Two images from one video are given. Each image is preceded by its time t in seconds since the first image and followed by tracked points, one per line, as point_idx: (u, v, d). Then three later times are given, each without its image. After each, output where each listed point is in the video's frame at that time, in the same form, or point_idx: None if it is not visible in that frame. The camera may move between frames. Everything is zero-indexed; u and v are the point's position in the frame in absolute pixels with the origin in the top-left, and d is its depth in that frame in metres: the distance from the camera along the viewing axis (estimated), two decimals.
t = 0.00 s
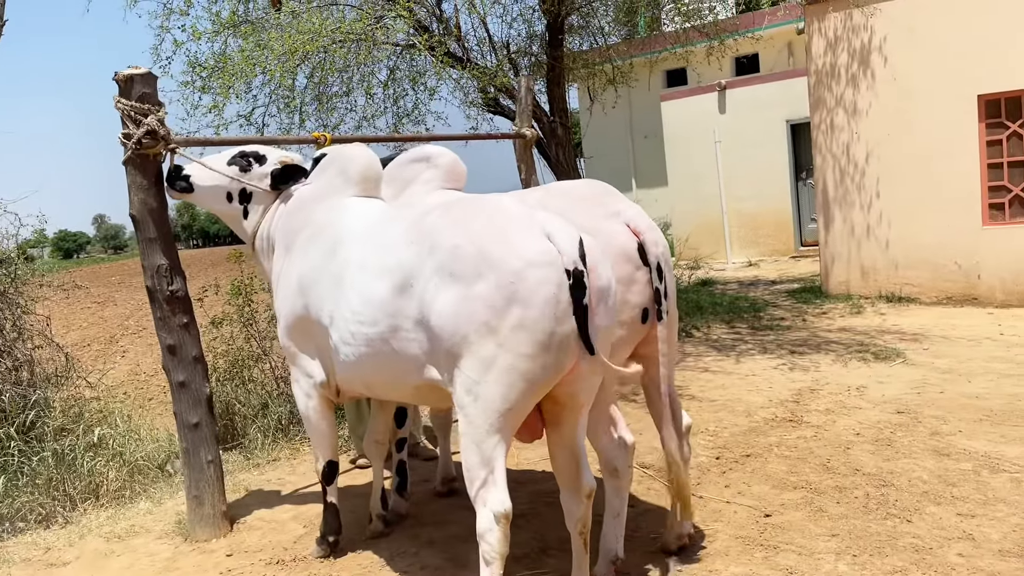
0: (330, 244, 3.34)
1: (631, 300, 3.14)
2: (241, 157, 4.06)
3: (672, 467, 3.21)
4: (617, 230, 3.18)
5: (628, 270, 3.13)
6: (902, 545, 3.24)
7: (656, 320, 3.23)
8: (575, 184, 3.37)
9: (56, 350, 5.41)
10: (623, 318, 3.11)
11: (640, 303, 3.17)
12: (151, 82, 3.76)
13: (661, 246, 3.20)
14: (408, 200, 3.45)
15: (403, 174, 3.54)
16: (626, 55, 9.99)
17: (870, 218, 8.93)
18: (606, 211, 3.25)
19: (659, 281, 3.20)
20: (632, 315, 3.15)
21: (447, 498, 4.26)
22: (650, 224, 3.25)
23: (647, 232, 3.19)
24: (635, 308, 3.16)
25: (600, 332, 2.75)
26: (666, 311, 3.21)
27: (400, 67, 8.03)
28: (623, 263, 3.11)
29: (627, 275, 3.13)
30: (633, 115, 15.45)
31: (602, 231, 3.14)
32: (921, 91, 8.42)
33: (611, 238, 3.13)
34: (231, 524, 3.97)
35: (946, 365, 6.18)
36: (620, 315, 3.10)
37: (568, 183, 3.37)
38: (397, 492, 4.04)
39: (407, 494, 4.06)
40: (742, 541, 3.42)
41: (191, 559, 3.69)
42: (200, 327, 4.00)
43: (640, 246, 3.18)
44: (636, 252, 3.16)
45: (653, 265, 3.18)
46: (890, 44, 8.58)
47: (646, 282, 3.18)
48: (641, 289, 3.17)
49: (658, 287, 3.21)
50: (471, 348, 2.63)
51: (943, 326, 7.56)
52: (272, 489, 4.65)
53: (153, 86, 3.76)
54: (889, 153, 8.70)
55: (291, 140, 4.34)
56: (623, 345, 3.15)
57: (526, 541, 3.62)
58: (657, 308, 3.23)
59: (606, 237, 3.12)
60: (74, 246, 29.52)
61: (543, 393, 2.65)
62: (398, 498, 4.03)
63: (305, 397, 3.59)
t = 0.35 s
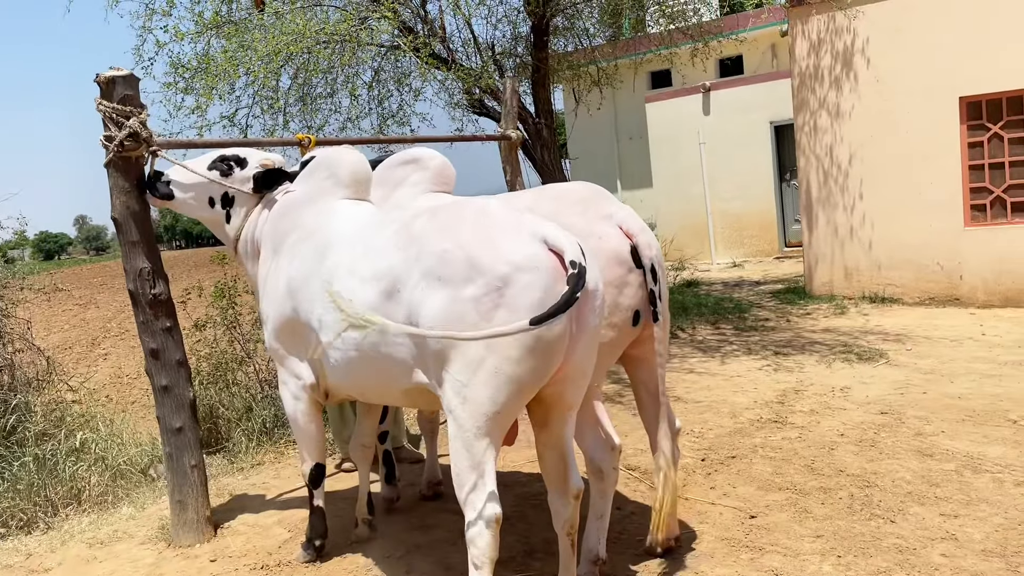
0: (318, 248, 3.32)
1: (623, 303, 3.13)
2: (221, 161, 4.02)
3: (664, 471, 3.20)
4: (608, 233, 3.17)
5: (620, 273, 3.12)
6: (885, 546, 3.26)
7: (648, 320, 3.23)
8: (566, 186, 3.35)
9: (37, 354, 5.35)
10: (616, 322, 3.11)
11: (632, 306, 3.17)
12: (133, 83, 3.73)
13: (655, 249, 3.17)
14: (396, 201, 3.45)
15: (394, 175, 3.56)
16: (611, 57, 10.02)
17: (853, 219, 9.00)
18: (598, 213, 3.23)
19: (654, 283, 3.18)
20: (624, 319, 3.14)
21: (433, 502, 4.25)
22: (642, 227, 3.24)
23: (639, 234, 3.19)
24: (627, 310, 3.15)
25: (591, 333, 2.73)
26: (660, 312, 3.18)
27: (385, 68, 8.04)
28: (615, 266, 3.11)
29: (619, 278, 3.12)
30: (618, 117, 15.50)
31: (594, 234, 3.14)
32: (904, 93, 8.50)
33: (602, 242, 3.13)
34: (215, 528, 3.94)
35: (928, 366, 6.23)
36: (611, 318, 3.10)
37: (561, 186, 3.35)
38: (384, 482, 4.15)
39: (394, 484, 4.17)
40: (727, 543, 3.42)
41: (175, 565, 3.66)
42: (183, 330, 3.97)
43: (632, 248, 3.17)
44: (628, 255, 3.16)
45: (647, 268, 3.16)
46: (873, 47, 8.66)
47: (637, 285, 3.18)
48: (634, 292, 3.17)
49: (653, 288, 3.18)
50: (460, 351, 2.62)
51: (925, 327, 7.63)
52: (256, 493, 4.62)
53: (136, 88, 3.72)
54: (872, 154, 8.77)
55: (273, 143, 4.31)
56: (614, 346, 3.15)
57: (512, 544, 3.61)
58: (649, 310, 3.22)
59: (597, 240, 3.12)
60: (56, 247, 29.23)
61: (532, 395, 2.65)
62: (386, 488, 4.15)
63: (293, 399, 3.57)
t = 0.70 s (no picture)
0: (309, 247, 3.30)
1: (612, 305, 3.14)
2: (212, 159, 4.00)
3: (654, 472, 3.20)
4: (598, 233, 3.17)
5: (610, 274, 3.12)
6: (874, 545, 3.28)
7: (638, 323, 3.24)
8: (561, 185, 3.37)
9: (22, 353, 5.31)
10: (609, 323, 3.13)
11: (625, 307, 3.19)
12: (121, 81, 3.70)
13: (643, 250, 3.22)
14: (387, 200, 3.48)
15: (382, 176, 3.58)
16: (600, 57, 10.04)
17: (841, 219, 9.04)
18: (588, 213, 3.22)
19: (641, 285, 3.22)
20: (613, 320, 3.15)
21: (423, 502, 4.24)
22: (636, 227, 3.27)
23: (628, 235, 3.21)
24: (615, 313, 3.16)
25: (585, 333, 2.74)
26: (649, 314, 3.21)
27: (374, 67, 8.03)
28: (605, 267, 3.11)
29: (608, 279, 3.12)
30: (608, 117, 15.53)
31: (588, 234, 3.16)
32: (892, 93, 8.55)
33: (592, 242, 3.12)
34: (203, 529, 3.91)
35: (916, 366, 6.28)
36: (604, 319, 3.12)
37: (552, 184, 3.33)
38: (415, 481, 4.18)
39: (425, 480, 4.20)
40: (717, 543, 3.43)
41: (163, 565, 3.63)
42: (171, 329, 3.94)
43: (622, 249, 3.18)
44: (618, 256, 3.16)
45: (635, 269, 3.20)
46: (861, 47, 8.71)
47: (626, 286, 3.18)
48: (626, 293, 3.18)
49: (640, 290, 3.21)
50: (458, 350, 2.61)
51: (913, 327, 7.67)
52: (245, 493, 4.59)
53: (124, 86, 3.70)
54: (860, 154, 8.83)
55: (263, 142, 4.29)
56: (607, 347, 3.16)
57: (502, 544, 3.61)
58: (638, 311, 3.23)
59: (588, 240, 3.10)
60: (41, 246, 29.01)
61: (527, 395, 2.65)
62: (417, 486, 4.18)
63: (281, 399, 3.56)
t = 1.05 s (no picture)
0: (299, 246, 3.29)
1: (615, 304, 3.18)
2: (207, 157, 4.01)
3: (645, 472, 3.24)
4: (602, 232, 3.20)
5: (612, 273, 3.16)
6: (864, 543, 3.31)
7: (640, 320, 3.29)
8: (561, 184, 3.38)
9: (10, 350, 5.27)
10: (607, 322, 3.16)
11: (625, 306, 3.21)
12: (112, 78, 3.68)
13: (646, 248, 3.20)
14: (379, 200, 3.49)
15: (375, 173, 3.57)
16: (592, 56, 10.05)
17: (831, 218, 9.09)
18: (591, 212, 3.26)
19: (644, 283, 3.20)
20: (615, 319, 3.19)
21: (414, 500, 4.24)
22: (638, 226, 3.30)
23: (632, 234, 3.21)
24: (618, 311, 3.20)
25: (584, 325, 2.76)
26: (650, 313, 3.23)
27: (366, 64, 8.02)
28: (608, 266, 3.15)
29: (612, 278, 3.16)
30: (599, 116, 15.55)
31: (589, 235, 3.17)
32: (882, 93, 8.59)
33: (597, 242, 3.15)
34: (193, 527, 3.90)
35: (905, 365, 6.32)
36: (602, 318, 3.15)
37: (552, 183, 3.36)
38: (416, 489, 4.10)
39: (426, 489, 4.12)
40: (707, 541, 3.45)
41: (153, 564, 3.62)
42: (162, 327, 3.92)
43: (624, 249, 3.20)
44: (622, 255, 3.19)
45: (638, 267, 3.20)
46: (851, 47, 8.74)
47: (630, 285, 3.22)
48: (626, 292, 3.21)
49: (643, 289, 3.22)
50: (449, 353, 2.61)
51: (901, 326, 7.72)
52: (235, 492, 4.58)
53: (115, 82, 3.67)
54: (850, 154, 8.87)
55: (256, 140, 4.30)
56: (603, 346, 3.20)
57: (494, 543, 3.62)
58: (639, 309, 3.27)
59: (592, 240, 3.15)
60: (29, 243, 28.82)
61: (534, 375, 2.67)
62: (416, 495, 4.09)
63: (271, 399, 3.55)
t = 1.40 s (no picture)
0: (290, 242, 3.28)
1: (619, 295, 3.20)
2: (200, 151, 4.02)
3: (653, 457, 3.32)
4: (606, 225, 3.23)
5: (616, 265, 3.18)
6: (851, 540, 3.34)
7: (645, 312, 3.31)
8: (561, 180, 3.40)
9: None
10: (609, 312, 3.18)
11: (627, 297, 3.23)
12: (101, 72, 3.65)
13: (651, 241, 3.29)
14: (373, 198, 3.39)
15: (369, 171, 3.46)
16: (583, 54, 10.06)
17: (819, 217, 9.14)
18: (593, 206, 3.29)
19: (650, 273, 3.29)
20: (618, 311, 3.21)
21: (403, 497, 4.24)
22: (638, 219, 3.30)
23: (635, 227, 3.26)
24: (622, 303, 3.22)
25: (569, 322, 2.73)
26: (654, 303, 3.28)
27: (356, 60, 8.00)
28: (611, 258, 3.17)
29: (616, 270, 3.18)
30: (589, 114, 15.58)
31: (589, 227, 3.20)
32: (871, 94, 8.64)
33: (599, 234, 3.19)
34: (181, 525, 3.88)
35: (892, 364, 6.37)
36: (605, 309, 3.17)
37: (554, 179, 3.40)
38: (407, 486, 4.10)
39: (417, 487, 4.12)
40: (696, 538, 3.47)
41: (141, 561, 3.60)
42: (150, 324, 3.90)
43: (630, 240, 3.24)
44: (625, 247, 3.21)
45: (643, 259, 3.26)
46: (840, 47, 8.80)
47: (635, 277, 3.25)
48: (629, 283, 3.23)
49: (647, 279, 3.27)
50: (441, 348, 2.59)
51: (888, 326, 7.77)
52: (224, 488, 4.57)
53: (104, 77, 3.65)
54: (838, 153, 8.92)
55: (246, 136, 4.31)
56: (604, 337, 3.21)
57: (483, 540, 3.64)
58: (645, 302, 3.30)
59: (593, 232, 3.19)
60: (15, 239, 28.60)
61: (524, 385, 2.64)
62: (406, 492, 4.09)
63: (260, 394, 3.55)
